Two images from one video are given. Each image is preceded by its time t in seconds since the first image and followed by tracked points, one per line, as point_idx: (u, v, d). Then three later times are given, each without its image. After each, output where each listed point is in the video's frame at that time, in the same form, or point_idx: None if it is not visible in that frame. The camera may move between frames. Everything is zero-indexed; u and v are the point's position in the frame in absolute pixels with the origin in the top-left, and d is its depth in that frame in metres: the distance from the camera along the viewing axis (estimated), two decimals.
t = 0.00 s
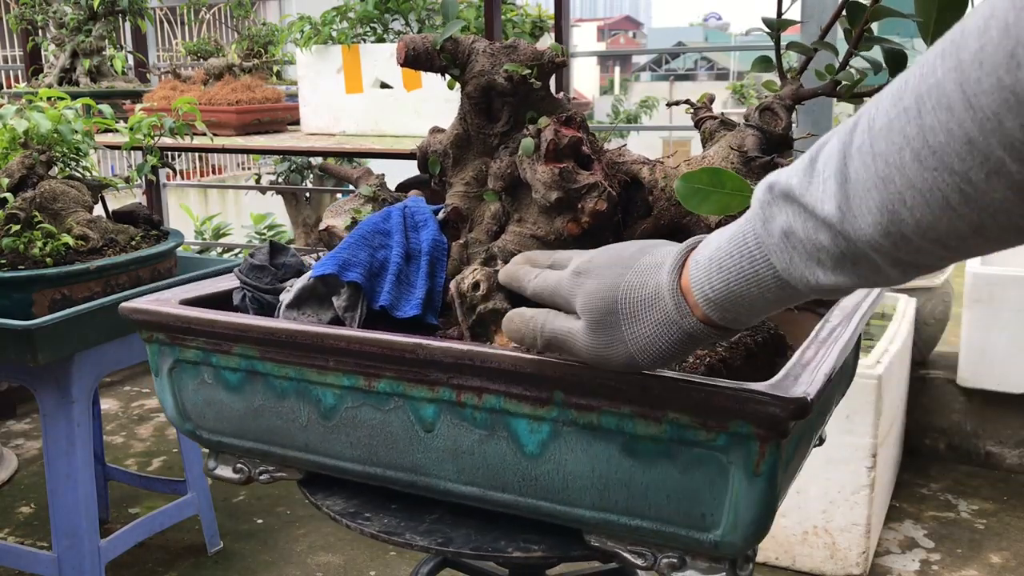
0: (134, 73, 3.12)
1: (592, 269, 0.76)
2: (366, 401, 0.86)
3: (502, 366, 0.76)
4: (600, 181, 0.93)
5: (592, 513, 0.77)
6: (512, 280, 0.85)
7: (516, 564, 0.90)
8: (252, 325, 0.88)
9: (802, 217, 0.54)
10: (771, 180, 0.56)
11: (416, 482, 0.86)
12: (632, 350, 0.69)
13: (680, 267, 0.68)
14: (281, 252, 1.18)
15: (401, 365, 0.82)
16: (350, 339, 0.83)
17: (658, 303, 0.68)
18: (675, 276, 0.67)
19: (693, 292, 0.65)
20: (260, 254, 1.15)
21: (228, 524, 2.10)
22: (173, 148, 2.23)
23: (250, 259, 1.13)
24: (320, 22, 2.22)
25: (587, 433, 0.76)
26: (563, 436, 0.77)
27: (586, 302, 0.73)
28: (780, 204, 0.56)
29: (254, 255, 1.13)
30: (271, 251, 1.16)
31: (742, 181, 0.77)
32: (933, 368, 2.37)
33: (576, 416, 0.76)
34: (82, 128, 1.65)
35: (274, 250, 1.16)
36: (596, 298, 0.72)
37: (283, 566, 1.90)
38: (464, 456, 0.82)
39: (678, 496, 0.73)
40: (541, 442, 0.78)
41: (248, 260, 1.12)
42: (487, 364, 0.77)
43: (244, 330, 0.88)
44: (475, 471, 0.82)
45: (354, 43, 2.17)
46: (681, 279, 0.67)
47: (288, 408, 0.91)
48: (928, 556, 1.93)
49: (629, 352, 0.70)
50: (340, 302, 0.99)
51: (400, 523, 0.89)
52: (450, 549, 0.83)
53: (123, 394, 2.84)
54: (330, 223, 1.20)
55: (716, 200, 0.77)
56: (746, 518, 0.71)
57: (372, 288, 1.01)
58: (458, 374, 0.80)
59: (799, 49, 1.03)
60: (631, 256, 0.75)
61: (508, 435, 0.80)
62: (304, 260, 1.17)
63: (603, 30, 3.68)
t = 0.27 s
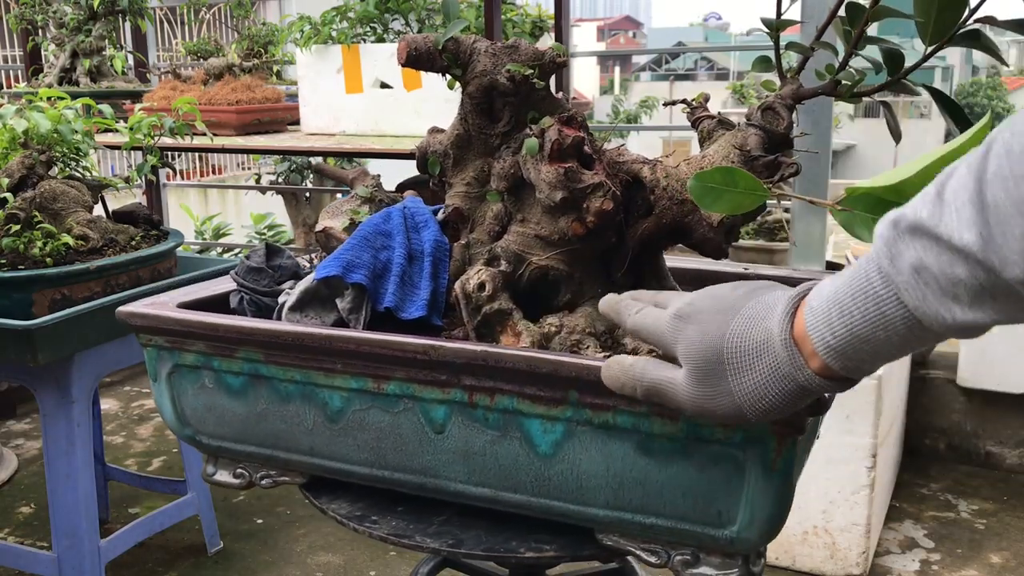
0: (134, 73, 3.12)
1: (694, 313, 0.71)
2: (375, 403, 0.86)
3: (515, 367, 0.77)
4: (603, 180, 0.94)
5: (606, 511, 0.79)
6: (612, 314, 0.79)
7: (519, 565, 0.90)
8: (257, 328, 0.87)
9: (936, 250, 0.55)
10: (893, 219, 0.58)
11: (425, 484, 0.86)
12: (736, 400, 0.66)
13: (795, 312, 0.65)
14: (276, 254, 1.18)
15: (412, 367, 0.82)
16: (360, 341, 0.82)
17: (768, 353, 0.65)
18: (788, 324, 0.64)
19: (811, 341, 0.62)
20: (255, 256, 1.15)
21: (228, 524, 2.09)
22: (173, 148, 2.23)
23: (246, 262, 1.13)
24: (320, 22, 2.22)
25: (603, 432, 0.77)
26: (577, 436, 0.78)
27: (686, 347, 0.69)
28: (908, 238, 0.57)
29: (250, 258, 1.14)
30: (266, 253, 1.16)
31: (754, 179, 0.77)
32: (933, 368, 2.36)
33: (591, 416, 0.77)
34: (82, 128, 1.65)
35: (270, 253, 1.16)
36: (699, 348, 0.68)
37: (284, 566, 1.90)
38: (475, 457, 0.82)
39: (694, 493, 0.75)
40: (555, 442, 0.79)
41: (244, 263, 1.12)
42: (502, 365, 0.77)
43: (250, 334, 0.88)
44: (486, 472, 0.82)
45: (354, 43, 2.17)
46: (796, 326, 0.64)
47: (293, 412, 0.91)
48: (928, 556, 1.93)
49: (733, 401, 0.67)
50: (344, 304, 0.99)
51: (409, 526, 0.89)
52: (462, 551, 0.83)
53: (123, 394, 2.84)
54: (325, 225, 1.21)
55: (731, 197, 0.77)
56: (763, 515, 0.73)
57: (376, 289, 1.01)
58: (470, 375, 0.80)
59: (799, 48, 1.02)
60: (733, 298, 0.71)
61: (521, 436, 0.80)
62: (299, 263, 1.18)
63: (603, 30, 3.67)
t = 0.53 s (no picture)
0: (134, 73, 3.12)
1: (844, 343, 0.64)
2: (381, 405, 0.86)
3: (523, 368, 0.76)
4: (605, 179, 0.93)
5: (615, 510, 0.79)
6: (754, 368, 0.71)
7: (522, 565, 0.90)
8: (259, 332, 0.87)
9: None
10: None
11: (431, 486, 0.86)
12: (914, 435, 0.59)
13: (955, 330, 0.57)
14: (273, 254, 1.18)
15: (419, 369, 0.82)
16: (367, 342, 0.82)
17: (931, 378, 0.58)
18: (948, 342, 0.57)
19: (983, 358, 0.55)
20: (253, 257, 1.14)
21: (228, 524, 2.09)
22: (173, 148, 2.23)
23: (244, 263, 1.12)
24: (320, 22, 2.22)
25: (612, 431, 0.77)
26: (586, 436, 0.78)
27: (845, 388, 0.63)
28: None
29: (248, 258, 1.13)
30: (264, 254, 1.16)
31: (762, 179, 0.77)
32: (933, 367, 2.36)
33: (601, 416, 0.77)
34: (82, 128, 1.64)
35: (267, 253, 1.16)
36: (859, 382, 0.62)
37: (284, 566, 1.90)
38: (483, 458, 0.82)
39: (704, 492, 0.75)
40: (564, 442, 0.79)
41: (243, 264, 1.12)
42: (510, 365, 0.77)
43: (253, 337, 0.88)
44: (494, 473, 0.82)
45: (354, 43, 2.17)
46: (960, 344, 0.57)
47: (297, 414, 0.91)
48: (928, 556, 1.93)
49: (910, 437, 0.60)
50: (347, 305, 0.99)
51: (415, 528, 0.89)
52: (471, 552, 0.84)
53: (123, 394, 2.84)
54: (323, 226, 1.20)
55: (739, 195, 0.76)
56: (774, 512, 0.73)
57: (379, 290, 1.01)
58: (478, 376, 0.80)
59: (797, 48, 1.03)
60: (888, 321, 0.64)
61: (530, 436, 0.80)
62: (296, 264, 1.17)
63: (603, 30, 3.68)
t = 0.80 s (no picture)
0: (134, 73, 3.12)
1: (861, 362, 0.64)
2: (383, 406, 0.86)
3: (528, 368, 0.76)
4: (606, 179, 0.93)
5: (619, 510, 0.79)
6: (774, 372, 0.70)
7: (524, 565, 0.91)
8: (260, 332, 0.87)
9: None
10: None
11: (434, 486, 0.86)
12: (933, 457, 0.60)
13: (971, 354, 0.58)
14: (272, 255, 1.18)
15: (423, 369, 0.82)
16: (370, 343, 0.82)
17: (947, 404, 0.58)
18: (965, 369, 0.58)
19: (998, 387, 0.56)
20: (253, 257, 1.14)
21: (228, 524, 2.10)
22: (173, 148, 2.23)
23: (243, 264, 1.12)
24: (320, 22, 2.21)
25: (617, 431, 0.77)
26: (591, 436, 0.78)
27: (864, 405, 0.64)
28: None
29: (247, 259, 1.13)
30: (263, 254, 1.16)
31: (765, 177, 0.77)
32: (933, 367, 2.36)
33: (605, 416, 0.77)
34: (82, 128, 1.64)
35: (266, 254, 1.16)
36: (878, 404, 0.62)
37: (284, 566, 1.90)
38: (486, 459, 0.82)
39: (708, 491, 0.75)
40: (568, 442, 0.79)
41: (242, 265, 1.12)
42: (513, 366, 0.77)
43: (254, 339, 0.88)
44: (497, 473, 0.82)
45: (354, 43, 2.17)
46: (977, 371, 0.57)
47: (298, 416, 0.91)
48: (928, 556, 1.93)
49: (929, 459, 0.61)
50: (347, 305, 0.99)
51: (418, 528, 0.89)
52: (474, 553, 0.84)
53: (123, 394, 2.84)
54: (321, 227, 1.20)
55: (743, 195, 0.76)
56: (778, 511, 0.73)
57: (380, 290, 1.01)
58: (482, 376, 0.80)
59: (796, 48, 1.02)
60: (905, 337, 0.64)
61: (534, 436, 0.80)
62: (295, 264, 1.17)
63: (603, 30, 3.68)
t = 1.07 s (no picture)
0: (134, 73, 3.12)
1: (885, 386, 0.62)
2: (381, 405, 0.86)
3: (526, 368, 0.76)
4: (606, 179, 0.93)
5: (616, 510, 0.79)
6: (798, 381, 0.68)
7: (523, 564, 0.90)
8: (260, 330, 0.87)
9: None
10: None
11: (432, 485, 0.86)
12: (970, 480, 0.58)
13: (996, 369, 0.55)
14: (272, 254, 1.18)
15: (421, 368, 0.82)
16: (369, 342, 0.82)
17: (979, 424, 0.55)
18: (992, 385, 0.55)
19: None
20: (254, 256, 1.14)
21: (228, 524, 2.09)
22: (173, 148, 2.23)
23: (244, 263, 1.12)
24: (320, 22, 2.21)
25: (614, 431, 0.77)
26: (588, 436, 0.78)
27: (895, 432, 0.62)
28: None
29: (247, 258, 1.13)
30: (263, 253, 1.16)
31: (763, 178, 0.77)
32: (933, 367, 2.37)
33: (603, 415, 0.77)
34: (82, 128, 1.64)
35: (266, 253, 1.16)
36: (907, 429, 0.60)
37: (284, 566, 1.90)
38: (484, 459, 0.82)
39: (705, 491, 0.75)
40: (565, 442, 0.79)
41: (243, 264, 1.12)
42: (512, 365, 0.77)
43: (253, 338, 0.88)
44: (495, 472, 0.82)
45: (354, 43, 2.17)
46: (1005, 387, 0.54)
47: (297, 414, 0.91)
48: (928, 556, 1.93)
49: (967, 482, 0.58)
50: (347, 304, 0.99)
51: (416, 528, 0.89)
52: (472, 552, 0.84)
53: (123, 394, 2.84)
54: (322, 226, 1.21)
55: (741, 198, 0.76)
56: (776, 512, 0.73)
57: (379, 289, 1.01)
58: (479, 376, 0.80)
59: (797, 48, 1.02)
60: (930, 354, 0.62)
61: (532, 436, 0.80)
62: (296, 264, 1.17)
63: (603, 30, 3.68)
